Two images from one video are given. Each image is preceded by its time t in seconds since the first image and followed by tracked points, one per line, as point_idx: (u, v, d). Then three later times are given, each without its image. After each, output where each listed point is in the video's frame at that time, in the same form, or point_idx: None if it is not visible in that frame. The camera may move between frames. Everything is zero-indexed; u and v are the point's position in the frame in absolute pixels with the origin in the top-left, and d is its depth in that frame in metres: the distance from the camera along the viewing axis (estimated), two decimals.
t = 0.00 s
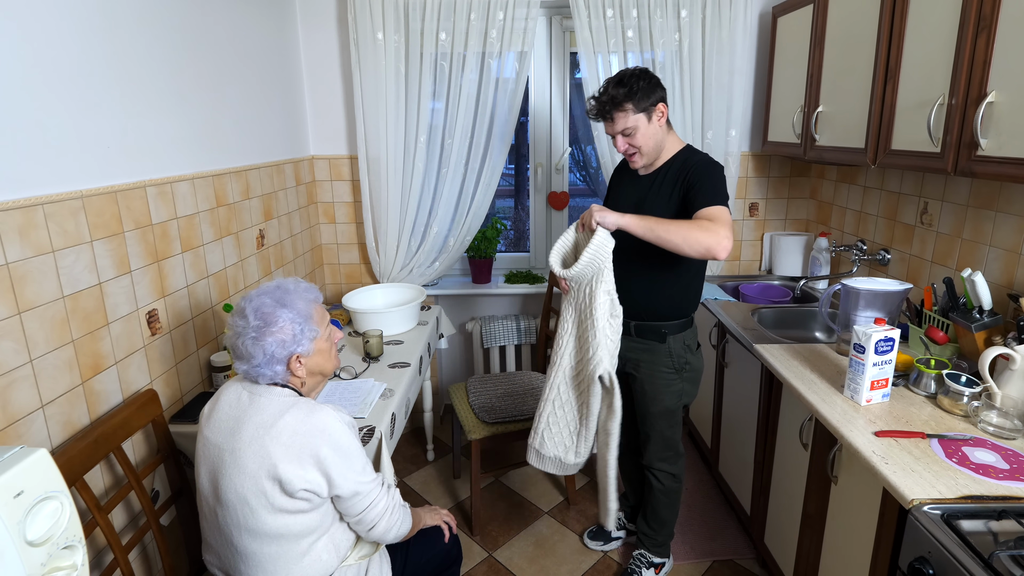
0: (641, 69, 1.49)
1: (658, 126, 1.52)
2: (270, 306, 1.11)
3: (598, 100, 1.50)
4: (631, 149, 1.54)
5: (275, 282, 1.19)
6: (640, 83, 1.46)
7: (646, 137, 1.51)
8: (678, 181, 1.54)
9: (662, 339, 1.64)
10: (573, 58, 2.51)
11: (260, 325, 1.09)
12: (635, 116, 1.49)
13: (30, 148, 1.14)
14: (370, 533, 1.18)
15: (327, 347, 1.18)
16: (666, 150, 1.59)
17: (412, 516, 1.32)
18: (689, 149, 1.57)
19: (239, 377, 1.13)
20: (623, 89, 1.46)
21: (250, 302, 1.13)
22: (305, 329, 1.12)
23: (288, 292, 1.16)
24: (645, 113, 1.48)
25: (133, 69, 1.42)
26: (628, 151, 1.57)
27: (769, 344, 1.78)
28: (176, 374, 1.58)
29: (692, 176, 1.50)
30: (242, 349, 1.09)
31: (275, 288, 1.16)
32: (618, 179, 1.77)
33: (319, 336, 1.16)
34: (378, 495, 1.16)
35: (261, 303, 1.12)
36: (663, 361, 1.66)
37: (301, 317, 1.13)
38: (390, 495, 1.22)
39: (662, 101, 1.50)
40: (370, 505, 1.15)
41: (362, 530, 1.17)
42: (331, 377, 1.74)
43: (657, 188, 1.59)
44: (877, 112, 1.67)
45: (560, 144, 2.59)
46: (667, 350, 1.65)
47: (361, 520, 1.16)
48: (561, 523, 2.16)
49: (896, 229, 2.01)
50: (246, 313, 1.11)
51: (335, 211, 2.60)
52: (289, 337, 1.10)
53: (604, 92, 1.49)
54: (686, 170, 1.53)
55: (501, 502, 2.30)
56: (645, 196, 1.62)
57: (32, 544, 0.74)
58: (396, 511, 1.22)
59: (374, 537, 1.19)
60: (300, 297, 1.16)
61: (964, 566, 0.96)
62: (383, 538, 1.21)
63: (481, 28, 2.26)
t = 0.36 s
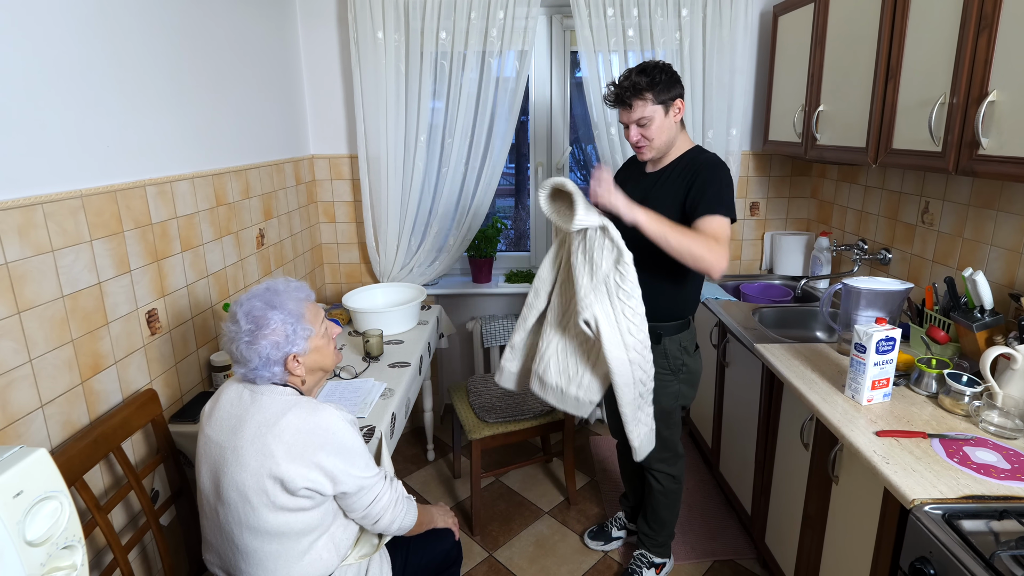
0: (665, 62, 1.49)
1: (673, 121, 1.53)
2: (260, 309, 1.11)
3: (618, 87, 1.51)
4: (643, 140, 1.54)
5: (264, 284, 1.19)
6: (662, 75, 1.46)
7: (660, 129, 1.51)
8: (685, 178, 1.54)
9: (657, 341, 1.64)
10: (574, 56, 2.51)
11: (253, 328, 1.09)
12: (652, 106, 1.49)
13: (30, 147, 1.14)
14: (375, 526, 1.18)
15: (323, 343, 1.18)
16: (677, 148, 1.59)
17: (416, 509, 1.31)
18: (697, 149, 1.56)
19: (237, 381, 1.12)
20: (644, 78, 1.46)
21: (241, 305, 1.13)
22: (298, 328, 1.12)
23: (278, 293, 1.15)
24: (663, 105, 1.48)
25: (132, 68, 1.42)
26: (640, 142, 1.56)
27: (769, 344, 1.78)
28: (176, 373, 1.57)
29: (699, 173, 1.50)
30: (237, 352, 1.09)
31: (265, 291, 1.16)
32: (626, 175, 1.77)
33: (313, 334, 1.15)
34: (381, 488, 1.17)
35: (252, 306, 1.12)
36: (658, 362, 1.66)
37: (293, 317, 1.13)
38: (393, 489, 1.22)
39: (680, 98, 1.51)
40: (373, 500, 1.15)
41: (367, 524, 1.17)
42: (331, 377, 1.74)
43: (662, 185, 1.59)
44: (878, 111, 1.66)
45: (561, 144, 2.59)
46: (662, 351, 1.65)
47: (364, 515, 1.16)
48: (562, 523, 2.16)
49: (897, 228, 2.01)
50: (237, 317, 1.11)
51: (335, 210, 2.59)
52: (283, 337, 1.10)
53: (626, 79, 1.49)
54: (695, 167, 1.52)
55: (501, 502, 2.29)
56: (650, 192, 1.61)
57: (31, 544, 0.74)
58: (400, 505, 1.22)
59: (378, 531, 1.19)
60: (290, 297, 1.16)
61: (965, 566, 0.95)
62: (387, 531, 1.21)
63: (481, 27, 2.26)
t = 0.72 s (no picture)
0: (670, 62, 1.49)
1: (676, 122, 1.52)
2: (253, 310, 1.11)
3: (620, 85, 1.50)
4: (643, 140, 1.54)
5: (258, 285, 1.19)
6: (665, 75, 1.46)
7: (661, 130, 1.50)
8: (686, 183, 1.54)
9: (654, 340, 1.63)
10: (574, 56, 2.50)
11: (246, 330, 1.09)
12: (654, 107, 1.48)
13: (29, 146, 1.14)
14: (363, 538, 1.17)
15: (317, 344, 1.18)
16: (678, 149, 1.58)
17: (410, 519, 1.30)
18: (699, 151, 1.56)
19: (232, 382, 1.12)
20: (647, 78, 1.45)
21: (234, 307, 1.13)
22: (291, 328, 1.11)
23: (271, 294, 1.15)
24: (664, 106, 1.48)
25: (132, 68, 1.41)
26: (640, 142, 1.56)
27: (770, 344, 1.78)
28: (176, 373, 1.57)
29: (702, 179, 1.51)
30: (232, 355, 1.09)
31: (258, 292, 1.16)
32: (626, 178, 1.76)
33: (307, 335, 1.15)
34: (373, 499, 1.15)
35: (244, 308, 1.11)
36: (656, 362, 1.65)
37: (285, 317, 1.12)
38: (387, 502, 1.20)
39: (683, 98, 1.50)
40: (364, 511, 1.14)
41: (357, 534, 1.16)
42: (331, 376, 1.73)
43: (663, 188, 1.58)
44: (880, 110, 1.66)
45: (561, 143, 2.59)
46: (660, 351, 1.63)
47: (355, 524, 1.15)
48: (562, 523, 2.16)
49: (898, 227, 2.00)
50: (230, 320, 1.11)
51: (335, 210, 2.59)
52: (276, 338, 1.09)
53: (629, 78, 1.48)
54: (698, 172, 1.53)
55: (501, 501, 2.29)
56: (650, 194, 1.61)
57: (30, 544, 0.74)
58: (393, 517, 1.20)
59: (370, 542, 1.18)
60: (283, 298, 1.15)
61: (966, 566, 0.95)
62: (379, 543, 1.20)
63: (481, 26, 2.25)
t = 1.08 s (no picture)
0: (657, 65, 1.47)
1: (657, 126, 1.50)
2: (293, 298, 1.13)
3: (607, 81, 1.50)
4: (620, 139, 1.53)
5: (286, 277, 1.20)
6: (651, 77, 1.44)
7: (639, 133, 1.50)
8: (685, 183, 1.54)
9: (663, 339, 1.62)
10: (575, 55, 2.50)
11: (284, 314, 1.10)
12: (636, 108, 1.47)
13: (28, 145, 1.13)
14: (364, 533, 1.17)
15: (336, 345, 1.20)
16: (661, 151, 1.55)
17: (407, 513, 1.30)
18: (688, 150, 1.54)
19: (243, 360, 1.08)
20: (633, 77, 1.45)
21: (270, 292, 1.13)
22: (325, 323, 1.14)
23: (306, 287, 1.18)
24: (646, 109, 1.47)
25: (131, 67, 1.41)
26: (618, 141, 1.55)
27: (771, 343, 1.78)
28: (176, 372, 1.57)
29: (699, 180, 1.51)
30: (262, 338, 1.07)
31: (291, 283, 1.17)
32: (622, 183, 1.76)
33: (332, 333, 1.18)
34: (372, 494, 1.15)
35: (283, 294, 1.13)
36: (665, 360, 1.64)
37: (321, 312, 1.15)
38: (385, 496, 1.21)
39: (665, 103, 1.48)
40: (364, 507, 1.14)
41: (357, 531, 1.16)
42: (331, 376, 1.73)
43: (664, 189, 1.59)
44: (881, 110, 1.66)
45: (561, 142, 2.59)
46: (669, 349, 1.63)
47: (355, 522, 1.15)
48: (563, 523, 2.16)
49: (899, 227, 2.00)
50: (264, 304, 1.11)
51: (335, 209, 2.59)
52: (312, 328, 1.12)
53: (615, 74, 1.48)
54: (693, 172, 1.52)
55: (502, 501, 2.29)
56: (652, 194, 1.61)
57: (30, 544, 0.74)
58: (392, 511, 1.20)
59: (370, 538, 1.18)
60: (319, 293, 1.18)
61: (967, 565, 0.95)
62: (378, 539, 1.20)
63: (482, 25, 2.25)
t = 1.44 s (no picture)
0: (644, 82, 1.46)
1: (662, 139, 1.51)
2: (308, 294, 1.15)
3: (603, 116, 1.49)
4: (635, 164, 1.54)
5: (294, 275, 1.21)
6: (644, 99, 1.44)
7: (650, 152, 1.50)
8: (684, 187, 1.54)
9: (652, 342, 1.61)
10: (576, 54, 2.50)
11: (301, 309, 1.12)
12: (639, 133, 1.48)
13: (26, 144, 1.13)
14: (370, 529, 1.17)
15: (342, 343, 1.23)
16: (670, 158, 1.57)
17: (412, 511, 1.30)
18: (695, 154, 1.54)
19: (256, 356, 1.08)
20: (626, 108, 1.44)
21: (284, 287, 1.15)
22: (337, 320, 1.18)
23: (316, 286, 1.20)
24: (649, 130, 1.47)
25: (131, 66, 1.41)
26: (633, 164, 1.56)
27: (772, 343, 1.78)
28: (176, 372, 1.57)
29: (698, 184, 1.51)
30: (281, 331, 1.08)
31: (301, 280, 1.19)
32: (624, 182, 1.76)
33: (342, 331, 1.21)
34: (377, 489, 1.15)
35: (299, 289, 1.15)
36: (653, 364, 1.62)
37: (332, 309, 1.18)
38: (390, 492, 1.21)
39: (666, 115, 1.48)
40: (369, 503, 1.14)
41: (362, 526, 1.16)
42: (331, 375, 1.73)
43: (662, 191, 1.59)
44: (882, 109, 1.65)
45: (562, 141, 2.58)
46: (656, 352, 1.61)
47: (360, 518, 1.14)
48: (563, 523, 2.15)
49: (900, 226, 2.00)
50: (279, 298, 1.12)
51: (335, 209, 2.58)
52: (326, 324, 1.14)
53: (608, 109, 1.47)
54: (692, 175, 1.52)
55: (502, 501, 2.29)
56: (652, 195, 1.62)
57: (29, 544, 0.73)
58: (396, 506, 1.20)
59: (375, 533, 1.18)
60: (329, 292, 1.21)
61: (968, 565, 0.94)
62: (384, 534, 1.20)
63: (482, 25, 2.25)
